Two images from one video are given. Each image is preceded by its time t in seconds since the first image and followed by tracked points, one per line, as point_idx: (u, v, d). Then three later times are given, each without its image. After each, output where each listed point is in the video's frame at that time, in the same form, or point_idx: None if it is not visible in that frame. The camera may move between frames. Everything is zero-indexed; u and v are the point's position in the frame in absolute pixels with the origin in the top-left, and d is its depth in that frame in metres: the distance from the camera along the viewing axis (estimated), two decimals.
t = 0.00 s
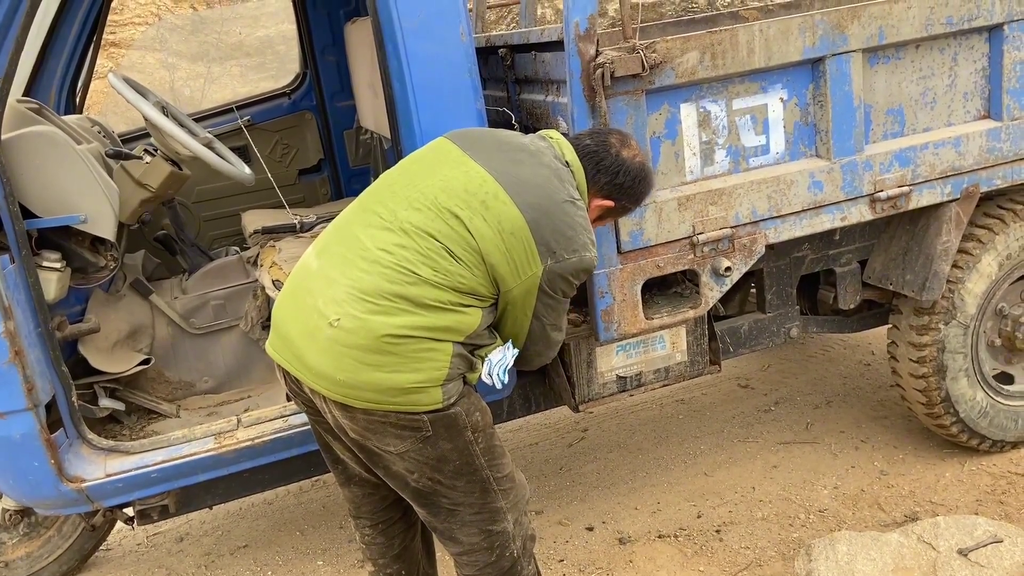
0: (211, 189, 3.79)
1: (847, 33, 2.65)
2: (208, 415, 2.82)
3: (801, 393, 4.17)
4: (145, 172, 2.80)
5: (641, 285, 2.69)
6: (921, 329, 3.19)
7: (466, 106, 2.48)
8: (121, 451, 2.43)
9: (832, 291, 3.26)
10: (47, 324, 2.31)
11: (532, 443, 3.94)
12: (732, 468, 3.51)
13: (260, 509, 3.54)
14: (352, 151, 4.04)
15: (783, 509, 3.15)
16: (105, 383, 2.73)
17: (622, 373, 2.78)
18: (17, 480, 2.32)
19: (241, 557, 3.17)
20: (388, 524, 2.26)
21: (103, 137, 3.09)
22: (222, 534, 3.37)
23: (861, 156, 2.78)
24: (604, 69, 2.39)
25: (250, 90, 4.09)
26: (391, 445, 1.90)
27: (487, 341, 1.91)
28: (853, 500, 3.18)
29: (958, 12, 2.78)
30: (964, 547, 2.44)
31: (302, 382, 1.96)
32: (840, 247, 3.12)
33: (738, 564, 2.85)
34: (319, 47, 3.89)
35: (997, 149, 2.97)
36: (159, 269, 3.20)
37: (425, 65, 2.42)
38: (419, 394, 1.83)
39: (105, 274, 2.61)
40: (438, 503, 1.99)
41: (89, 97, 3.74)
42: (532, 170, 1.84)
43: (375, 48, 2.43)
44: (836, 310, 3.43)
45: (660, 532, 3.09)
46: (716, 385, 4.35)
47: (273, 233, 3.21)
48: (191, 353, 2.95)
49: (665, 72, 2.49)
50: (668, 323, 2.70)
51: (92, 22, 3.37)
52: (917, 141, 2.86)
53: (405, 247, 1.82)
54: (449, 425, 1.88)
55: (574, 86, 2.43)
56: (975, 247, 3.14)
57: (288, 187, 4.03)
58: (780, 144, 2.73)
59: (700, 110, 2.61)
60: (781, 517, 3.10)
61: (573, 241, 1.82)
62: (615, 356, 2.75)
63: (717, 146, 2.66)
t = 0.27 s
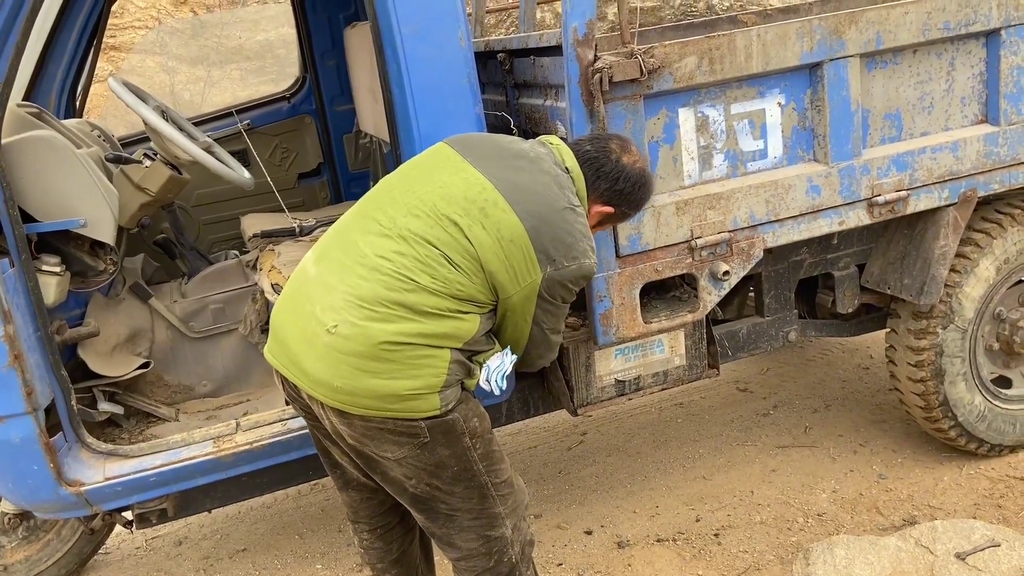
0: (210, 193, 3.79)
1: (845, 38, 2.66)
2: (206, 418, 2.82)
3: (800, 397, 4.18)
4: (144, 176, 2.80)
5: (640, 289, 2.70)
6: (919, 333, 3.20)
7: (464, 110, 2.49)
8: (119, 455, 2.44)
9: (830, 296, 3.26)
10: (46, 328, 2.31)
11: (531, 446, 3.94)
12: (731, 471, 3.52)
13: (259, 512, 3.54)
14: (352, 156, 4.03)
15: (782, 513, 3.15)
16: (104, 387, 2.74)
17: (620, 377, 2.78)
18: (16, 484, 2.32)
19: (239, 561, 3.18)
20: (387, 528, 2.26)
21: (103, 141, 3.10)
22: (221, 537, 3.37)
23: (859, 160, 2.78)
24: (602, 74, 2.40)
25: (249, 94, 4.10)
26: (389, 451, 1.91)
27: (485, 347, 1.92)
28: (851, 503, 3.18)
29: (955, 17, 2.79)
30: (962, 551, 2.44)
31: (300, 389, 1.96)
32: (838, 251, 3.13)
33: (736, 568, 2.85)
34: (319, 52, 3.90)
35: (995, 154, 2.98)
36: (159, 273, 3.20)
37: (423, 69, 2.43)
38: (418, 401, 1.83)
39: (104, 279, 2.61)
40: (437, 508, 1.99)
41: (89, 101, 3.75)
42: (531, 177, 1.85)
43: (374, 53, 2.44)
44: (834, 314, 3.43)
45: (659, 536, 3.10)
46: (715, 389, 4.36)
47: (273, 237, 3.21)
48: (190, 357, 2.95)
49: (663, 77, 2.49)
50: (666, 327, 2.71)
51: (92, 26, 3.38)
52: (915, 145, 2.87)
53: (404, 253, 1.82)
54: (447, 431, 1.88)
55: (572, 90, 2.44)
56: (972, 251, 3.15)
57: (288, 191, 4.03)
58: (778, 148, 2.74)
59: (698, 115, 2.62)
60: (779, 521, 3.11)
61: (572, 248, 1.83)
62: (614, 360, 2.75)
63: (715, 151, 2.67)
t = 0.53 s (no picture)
0: (211, 195, 3.79)
1: (844, 41, 2.67)
2: (207, 420, 2.83)
3: (800, 400, 4.18)
4: (145, 178, 2.80)
5: (639, 292, 2.70)
6: (919, 336, 3.20)
7: (464, 112, 2.50)
8: (120, 457, 2.44)
9: (830, 298, 3.27)
10: (47, 330, 2.32)
11: (531, 449, 3.94)
12: (731, 474, 3.52)
13: (259, 514, 3.55)
14: (352, 158, 4.04)
15: (782, 516, 3.15)
16: (104, 389, 2.74)
17: (620, 380, 2.78)
18: (17, 486, 2.32)
19: (239, 563, 3.18)
20: (387, 530, 2.26)
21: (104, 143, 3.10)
22: (221, 539, 3.37)
23: (858, 163, 2.79)
24: (602, 77, 2.40)
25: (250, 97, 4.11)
26: (391, 454, 1.91)
27: (486, 349, 1.92)
28: (851, 506, 3.18)
29: (955, 20, 2.80)
30: (961, 554, 2.44)
31: (301, 392, 1.96)
32: (838, 254, 3.14)
33: (735, 570, 2.85)
34: (319, 54, 3.91)
35: (994, 157, 2.99)
36: (159, 275, 3.21)
37: (423, 71, 2.44)
38: (419, 403, 1.83)
39: (105, 280, 2.62)
40: (438, 510, 1.99)
41: (90, 104, 3.76)
42: (529, 178, 1.86)
43: (374, 55, 2.45)
44: (834, 317, 3.43)
45: (659, 538, 3.10)
46: (715, 391, 4.36)
47: (273, 239, 3.22)
48: (191, 359, 2.96)
49: (663, 80, 2.50)
50: (666, 329, 2.71)
51: (93, 29, 3.39)
52: (915, 148, 2.87)
53: (404, 256, 1.83)
54: (449, 433, 1.88)
55: (572, 93, 2.44)
56: (972, 254, 3.15)
57: (288, 193, 4.03)
58: (777, 151, 2.74)
59: (698, 117, 2.62)
60: (778, 523, 3.11)
61: (571, 249, 1.83)
62: (614, 362, 2.76)
63: (715, 153, 2.67)
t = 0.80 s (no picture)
0: (213, 197, 3.79)
1: (844, 43, 2.67)
2: (207, 421, 2.83)
3: (800, 402, 4.18)
4: (146, 180, 2.81)
5: (640, 293, 2.71)
6: (919, 338, 3.20)
7: (465, 113, 2.50)
8: (120, 457, 2.45)
9: (830, 300, 3.27)
10: (48, 330, 2.32)
11: (531, 450, 3.94)
12: (731, 476, 3.52)
13: (259, 515, 3.55)
14: (353, 159, 4.05)
15: (782, 517, 3.15)
16: (105, 390, 2.75)
17: (620, 381, 2.79)
18: (18, 486, 2.33)
19: (240, 564, 3.18)
20: (387, 531, 2.27)
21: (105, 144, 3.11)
22: (221, 540, 3.37)
23: (858, 165, 2.79)
24: (602, 79, 2.41)
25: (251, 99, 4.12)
26: (392, 453, 1.91)
27: (486, 348, 1.92)
28: (851, 508, 3.18)
29: (955, 22, 2.80)
30: (961, 555, 2.45)
31: (302, 391, 1.97)
32: (838, 255, 3.14)
33: (735, 572, 2.86)
34: (320, 56, 3.93)
35: (994, 159, 2.99)
36: (160, 276, 3.21)
37: (424, 72, 2.44)
38: (420, 402, 1.84)
39: (106, 281, 2.62)
40: (439, 510, 1.99)
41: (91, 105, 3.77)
42: (529, 178, 1.86)
43: (375, 57, 2.46)
44: (834, 318, 3.44)
45: (659, 540, 3.10)
46: (715, 393, 4.36)
47: (273, 241, 3.22)
48: (191, 360, 2.96)
49: (663, 81, 2.50)
50: (666, 331, 2.71)
51: (95, 31, 3.40)
52: (915, 150, 2.88)
53: (404, 255, 1.83)
54: (450, 432, 1.89)
55: (573, 94, 2.45)
56: (972, 256, 3.15)
57: (289, 194, 4.04)
58: (777, 152, 2.75)
59: (698, 119, 2.63)
60: (778, 525, 3.11)
61: (571, 249, 1.84)
62: (614, 364, 2.76)
63: (715, 155, 2.68)
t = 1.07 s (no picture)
0: (215, 197, 3.80)
1: (846, 44, 2.67)
2: (209, 421, 2.84)
3: (801, 403, 4.18)
4: (149, 180, 2.82)
5: (641, 293, 2.71)
6: (921, 339, 3.20)
7: (467, 114, 2.51)
8: (123, 456, 2.45)
9: (832, 301, 3.27)
10: (51, 329, 2.33)
11: (533, 451, 3.94)
12: (732, 477, 3.52)
13: (261, 515, 3.55)
14: (355, 159, 4.06)
15: (783, 518, 3.16)
16: (107, 389, 2.75)
17: (622, 382, 2.79)
18: (20, 485, 2.34)
19: (241, 563, 3.18)
20: (388, 530, 2.27)
21: (109, 145, 3.12)
22: (223, 540, 3.38)
23: (860, 166, 2.80)
24: (604, 80, 2.41)
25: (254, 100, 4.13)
26: (394, 451, 1.92)
27: (489, 348, 1.93)
28: (852, 509, 3.19)
29: (957, 24, 2.80)
30: (962, 556, 2.45)
31: (306, 389, 1.98)
32: (840, 257, 3.14)
33: (736, 572, 2.86)
34: (323, 57, 3.94)
35: (996, 160, 2.99)
36: (163, 276, 3.22)
37: (426, 73, 2.45)
38: (422, 400, 1.85)
39: (109, 281, 2.63)
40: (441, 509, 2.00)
41: (94, 106, 3.77)
42: (532, 177, 1.86)
43: (378, 58, 2.46)
44: (836, 320, 3.44)
45: (660, 541, 3.10)
46: (717, 394, 4.36)
47: (276, 241, 3.23)
48: (194, 359, 2.97)
49: (665, 83, 2.51)
50: (668, 331, 2.71)
51: (98, 31, 3.40)
52: (916, 152, 2.88)
53: (407, 253, 1.84)
54: (451, 431, 1.89)
55: (574, 95, 2.45)
56: (974, 257, 3.15)
57: (292, 195, 4.04)
58: (779, 153, 2.75)
59: (700, 120, 2.63)
60: (779, 526, 3.11)
61: (573, 247, 1.84)
62: (616, 364, 2.76)
63: (717, 156, 2.68)
